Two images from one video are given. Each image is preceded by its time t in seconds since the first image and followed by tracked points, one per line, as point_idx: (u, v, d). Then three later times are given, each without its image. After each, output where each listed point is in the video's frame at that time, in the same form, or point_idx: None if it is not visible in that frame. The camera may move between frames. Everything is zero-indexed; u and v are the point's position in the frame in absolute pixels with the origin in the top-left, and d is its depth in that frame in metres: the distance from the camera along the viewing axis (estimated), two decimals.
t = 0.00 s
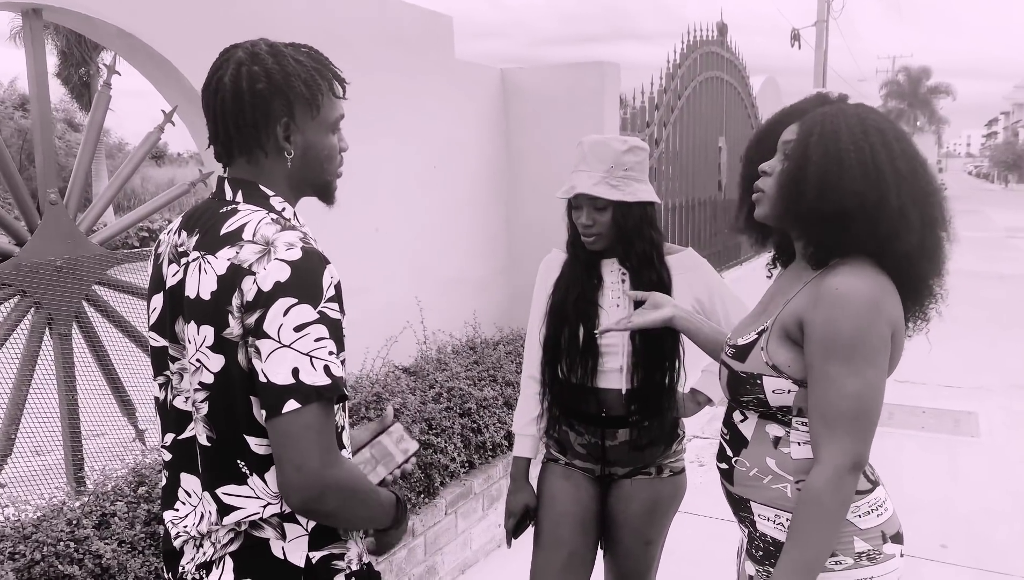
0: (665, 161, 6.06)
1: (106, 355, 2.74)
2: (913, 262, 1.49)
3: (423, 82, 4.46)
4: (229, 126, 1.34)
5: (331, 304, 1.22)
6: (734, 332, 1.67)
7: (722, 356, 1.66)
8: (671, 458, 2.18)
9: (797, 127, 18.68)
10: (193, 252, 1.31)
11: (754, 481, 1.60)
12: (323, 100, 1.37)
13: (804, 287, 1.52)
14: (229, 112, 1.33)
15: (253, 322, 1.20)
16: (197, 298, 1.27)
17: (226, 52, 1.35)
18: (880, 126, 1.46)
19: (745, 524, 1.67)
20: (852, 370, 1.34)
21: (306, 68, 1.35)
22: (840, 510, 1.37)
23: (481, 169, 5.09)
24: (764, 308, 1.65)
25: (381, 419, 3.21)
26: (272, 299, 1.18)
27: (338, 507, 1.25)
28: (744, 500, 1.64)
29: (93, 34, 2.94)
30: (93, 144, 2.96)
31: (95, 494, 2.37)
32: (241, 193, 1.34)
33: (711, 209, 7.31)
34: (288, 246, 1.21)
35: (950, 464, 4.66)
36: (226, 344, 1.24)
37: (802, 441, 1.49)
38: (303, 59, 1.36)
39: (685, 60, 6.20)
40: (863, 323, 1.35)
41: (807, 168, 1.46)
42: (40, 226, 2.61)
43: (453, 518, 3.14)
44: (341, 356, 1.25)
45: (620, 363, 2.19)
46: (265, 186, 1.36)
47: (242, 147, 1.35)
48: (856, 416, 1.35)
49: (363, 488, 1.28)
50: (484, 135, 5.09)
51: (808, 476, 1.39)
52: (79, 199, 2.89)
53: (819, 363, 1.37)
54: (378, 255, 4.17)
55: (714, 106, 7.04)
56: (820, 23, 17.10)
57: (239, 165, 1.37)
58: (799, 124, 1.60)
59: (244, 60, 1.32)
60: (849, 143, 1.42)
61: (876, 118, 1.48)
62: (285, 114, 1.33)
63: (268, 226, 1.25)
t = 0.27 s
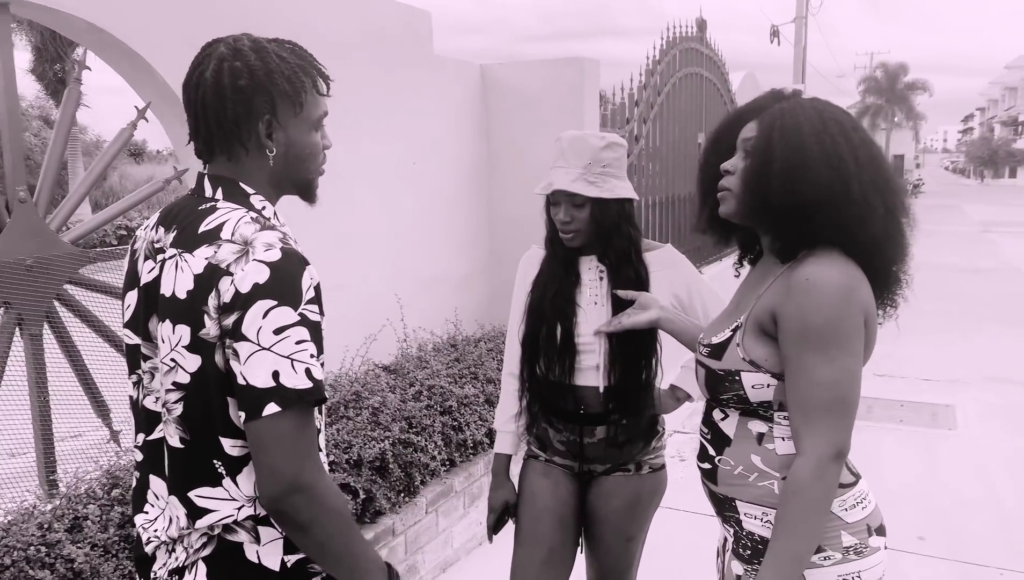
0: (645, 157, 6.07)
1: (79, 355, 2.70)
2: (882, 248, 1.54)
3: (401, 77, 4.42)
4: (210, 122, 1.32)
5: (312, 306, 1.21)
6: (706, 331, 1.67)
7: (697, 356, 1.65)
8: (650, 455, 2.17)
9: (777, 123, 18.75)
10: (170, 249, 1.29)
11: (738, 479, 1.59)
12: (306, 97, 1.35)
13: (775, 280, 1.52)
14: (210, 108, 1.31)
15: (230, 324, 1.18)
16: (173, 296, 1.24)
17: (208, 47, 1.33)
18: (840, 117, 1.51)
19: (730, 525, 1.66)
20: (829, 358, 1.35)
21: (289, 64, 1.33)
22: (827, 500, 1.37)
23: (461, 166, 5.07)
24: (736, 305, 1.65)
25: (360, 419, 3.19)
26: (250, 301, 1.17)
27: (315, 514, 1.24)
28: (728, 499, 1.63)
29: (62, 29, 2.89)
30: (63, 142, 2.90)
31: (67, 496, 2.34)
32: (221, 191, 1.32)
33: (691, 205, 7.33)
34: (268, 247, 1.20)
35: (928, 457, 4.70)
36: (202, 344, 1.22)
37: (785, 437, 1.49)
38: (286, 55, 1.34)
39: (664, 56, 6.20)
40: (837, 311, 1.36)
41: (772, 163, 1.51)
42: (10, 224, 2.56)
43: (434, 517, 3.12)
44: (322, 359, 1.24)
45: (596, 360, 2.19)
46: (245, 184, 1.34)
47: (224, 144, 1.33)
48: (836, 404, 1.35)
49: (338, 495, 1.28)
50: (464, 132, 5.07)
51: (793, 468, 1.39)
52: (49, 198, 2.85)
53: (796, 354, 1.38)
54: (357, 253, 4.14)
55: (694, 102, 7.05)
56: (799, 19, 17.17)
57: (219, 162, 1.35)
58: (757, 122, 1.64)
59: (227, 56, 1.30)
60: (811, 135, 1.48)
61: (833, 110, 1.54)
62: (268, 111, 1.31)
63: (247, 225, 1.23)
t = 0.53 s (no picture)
0: (620, 155, 6.07)
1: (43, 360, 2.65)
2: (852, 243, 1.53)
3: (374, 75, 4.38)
4: (193, 122, 1.29)
5: (285, 313, 1.18)
6: (677, 335, 1.65)
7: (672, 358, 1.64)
8: (627, 455, 2.15)
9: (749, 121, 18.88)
10: (148, 250, 1.25)
11: (716, 479, 1.58)
12: (293, 100, 1.34)
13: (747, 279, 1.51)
14: (195, 108, 1.28)
15: (202, 330, 1.15)
16: (149, 300, 1.21)
17: (194, 45, 1.30)
18: (802, 114, 1.50)
19: (707, 526, 1.64)
20: (814, 355, 1.35)
21: (277, 67, 1.31)
22: (827, 497, 1.36)
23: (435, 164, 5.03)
24: (707, 307, 1.64)
25: (334, 422, 3.14)
26: (222, 307, 1.14)
27: (267, 532, 1.19)
28: (705, 501, 1.62)
29: (22, 27, 2.82)
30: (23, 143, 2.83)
31: (32, 505, 2.29)
32: (202, 192, 1.28)
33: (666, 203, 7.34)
34: (243, 251, 1.16)
35: (901, 451, 4.74)
36: (175, 349, 1.19)
37: (763, 436, 1.48)
38: (275, 58, 1.32)
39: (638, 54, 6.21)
40: (817, 306, 1.35)
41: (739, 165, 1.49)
42: None
43: (410, 520, 3.09)
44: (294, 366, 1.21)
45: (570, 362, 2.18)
46: (226, 186, 1.31)
47: (206, 145, 1.30)
48: (824, 399, 1.35)
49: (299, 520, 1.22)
50: (438, 130, 5.03)
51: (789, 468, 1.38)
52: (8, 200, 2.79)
53: (780, 353, 1.37)
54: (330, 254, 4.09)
55: (668, 100, 7.06)
56: (771, 17, 17.30)
57: (201, 163, 1.32)
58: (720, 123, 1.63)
59: (213, 56, 1.28)
60: (775, 133, 1.46)
61: (795, 107, 1.53)
62: (253, 113, 1.29)
63: (225, 228, 1.19)
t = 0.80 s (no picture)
0: (606, 153, 6.06)
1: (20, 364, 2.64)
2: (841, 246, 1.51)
3: (357, 72, 4.33)
4: (194, 123, 1.26)
5: (283, 319, 1.15)
6: (666, 336, 1.64)
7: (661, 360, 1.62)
8: (615, 458, 2.13)
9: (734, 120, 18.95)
10: (142, 252, 1.22)
11: (704, 480, 1.56)
12: (296, 104, 1.32)
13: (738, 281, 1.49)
14: (197, 108, 1.25)
15: (199, 335, 1.13)
16: (145, 302, 1.18)
17: (196, 45, 1.28)
18: (792, 114, 1.49)
19: (696, 529, 1.62)
20: (806, 358, 1.33)
21: (281, 69, 1.30)
22: (818, 501, 1.35)
23: (420, 162, 4.99)
24: (697, 308, 1.62)
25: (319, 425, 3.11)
26: (221, 313, 1.11)
27: (249, 541, 1.16)
28: (694, 504, 1.60)
29: None
30: None
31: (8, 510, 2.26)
32: (199, 195, 1.25)
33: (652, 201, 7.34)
34: (244, 256, 1.13)
35: (886, 449, 4.75)
36: (171, 355, 1.16)
37: (754, 438, 1.46)
38: (278, 60, 1.31)
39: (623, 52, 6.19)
40: (809, 309, 1.34)
41: (729, 169, 1.48)
42: None
43: (396, 522, 3.06)
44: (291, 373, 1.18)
45: (558, 364, 2.17)
46: (223, 189, 1.28)
47: (206, 146, 1.27)
48: (816, 403, 1.34)
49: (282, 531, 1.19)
50: (423, 128, 5.00)
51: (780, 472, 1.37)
52: None
53: (771, 356, 1.35)
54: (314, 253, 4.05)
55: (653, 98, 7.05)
56: (755, 15, 17.38)
57: (199, 163, 1.29)
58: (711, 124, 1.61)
59: (216, 55, 1.25)
60: (765, 135, 1.45)
61: (786, 108, 1.51)
62: (256, 115, 1.27)
63: (224, 233, 1.16)
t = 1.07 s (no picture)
0: (600, 150, 6.03)
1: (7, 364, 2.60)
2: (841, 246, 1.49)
3: (349, 67, 4.29)
4: (195, 116, 1.23)
5: (287, 319, 1.12)
6: (666, 336, 1.61)
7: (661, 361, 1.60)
8: (610, 460, 2.11)
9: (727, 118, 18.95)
10: (142, 251, 1.19)
11: (703, 482, 1.54)
12: (300, 99, 1.29)
13: (740, 280, 1.47)
14: (199, 102, 1.22)
15: (200, 336, 1.09)
16: (145, 302, 1.15)
17: (199, 36, 1.24)
18: (798, 112, 1.47)
19: (694, 531, 1.60)
20: (805, 358, 1.31)
21: (286, 64, 1.27)
22: (809, 504, 1.33)
23: (414, 158, 4.96)
24: (698, 308, 1.60)
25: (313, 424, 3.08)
26: (223, 313, 1.08)
27: (257, 544, 1.14)
28: (692, 505, 1.58)
29: None
30: None
31: None
32: (199, 191, 1.23)
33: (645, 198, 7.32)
34: (246, 255, 1.10)
35: (880, 447, 4.75)
36: (173, 356, 1.13)
37: (754, 440, 1.44)
38: (283, 54, 1.27)
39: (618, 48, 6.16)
40: (810, 309, 1.31)
41: (731, 165, 1.46)
42: None
43: (388, 522, 3.03)
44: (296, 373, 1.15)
45: (553, 364, 2.14)
46: (224, 184, 1.25)
47: (207, 140, 1.24)
48: (813, 404, 1.31)
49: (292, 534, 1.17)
50: (417, 123, 4.96)
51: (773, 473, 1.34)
52: None
53: (770, 356, 1.33)
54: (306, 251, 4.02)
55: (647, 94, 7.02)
56: (748, 12, 17.38)
57: (200, 159, 1.26)
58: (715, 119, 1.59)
59: (220, 48, 1.21)
60: (769, 131, 1.43)
61: (790, 105, 1.49)
62: (259, 111, 1.24)
63: (225, 231, 1.13)
